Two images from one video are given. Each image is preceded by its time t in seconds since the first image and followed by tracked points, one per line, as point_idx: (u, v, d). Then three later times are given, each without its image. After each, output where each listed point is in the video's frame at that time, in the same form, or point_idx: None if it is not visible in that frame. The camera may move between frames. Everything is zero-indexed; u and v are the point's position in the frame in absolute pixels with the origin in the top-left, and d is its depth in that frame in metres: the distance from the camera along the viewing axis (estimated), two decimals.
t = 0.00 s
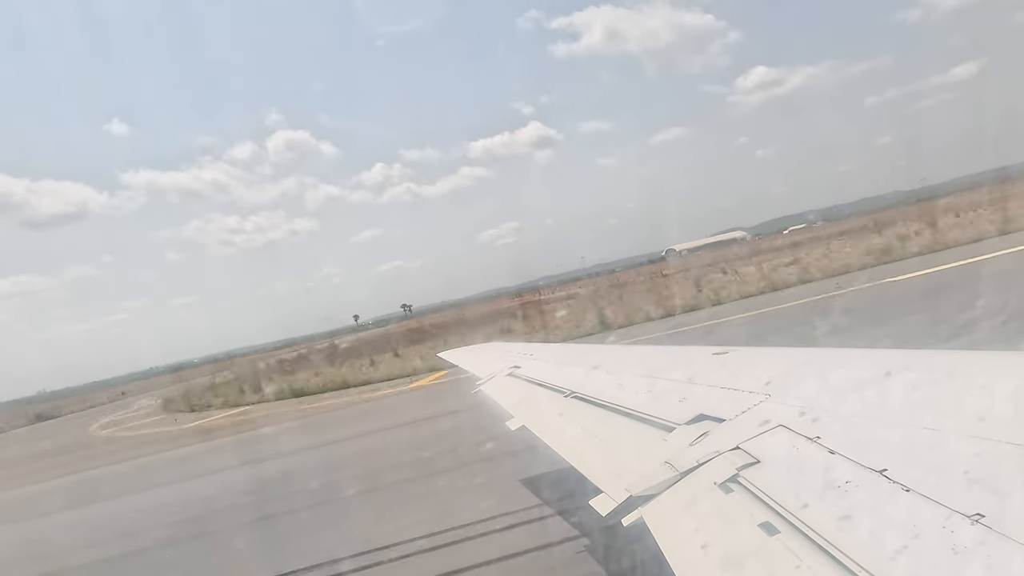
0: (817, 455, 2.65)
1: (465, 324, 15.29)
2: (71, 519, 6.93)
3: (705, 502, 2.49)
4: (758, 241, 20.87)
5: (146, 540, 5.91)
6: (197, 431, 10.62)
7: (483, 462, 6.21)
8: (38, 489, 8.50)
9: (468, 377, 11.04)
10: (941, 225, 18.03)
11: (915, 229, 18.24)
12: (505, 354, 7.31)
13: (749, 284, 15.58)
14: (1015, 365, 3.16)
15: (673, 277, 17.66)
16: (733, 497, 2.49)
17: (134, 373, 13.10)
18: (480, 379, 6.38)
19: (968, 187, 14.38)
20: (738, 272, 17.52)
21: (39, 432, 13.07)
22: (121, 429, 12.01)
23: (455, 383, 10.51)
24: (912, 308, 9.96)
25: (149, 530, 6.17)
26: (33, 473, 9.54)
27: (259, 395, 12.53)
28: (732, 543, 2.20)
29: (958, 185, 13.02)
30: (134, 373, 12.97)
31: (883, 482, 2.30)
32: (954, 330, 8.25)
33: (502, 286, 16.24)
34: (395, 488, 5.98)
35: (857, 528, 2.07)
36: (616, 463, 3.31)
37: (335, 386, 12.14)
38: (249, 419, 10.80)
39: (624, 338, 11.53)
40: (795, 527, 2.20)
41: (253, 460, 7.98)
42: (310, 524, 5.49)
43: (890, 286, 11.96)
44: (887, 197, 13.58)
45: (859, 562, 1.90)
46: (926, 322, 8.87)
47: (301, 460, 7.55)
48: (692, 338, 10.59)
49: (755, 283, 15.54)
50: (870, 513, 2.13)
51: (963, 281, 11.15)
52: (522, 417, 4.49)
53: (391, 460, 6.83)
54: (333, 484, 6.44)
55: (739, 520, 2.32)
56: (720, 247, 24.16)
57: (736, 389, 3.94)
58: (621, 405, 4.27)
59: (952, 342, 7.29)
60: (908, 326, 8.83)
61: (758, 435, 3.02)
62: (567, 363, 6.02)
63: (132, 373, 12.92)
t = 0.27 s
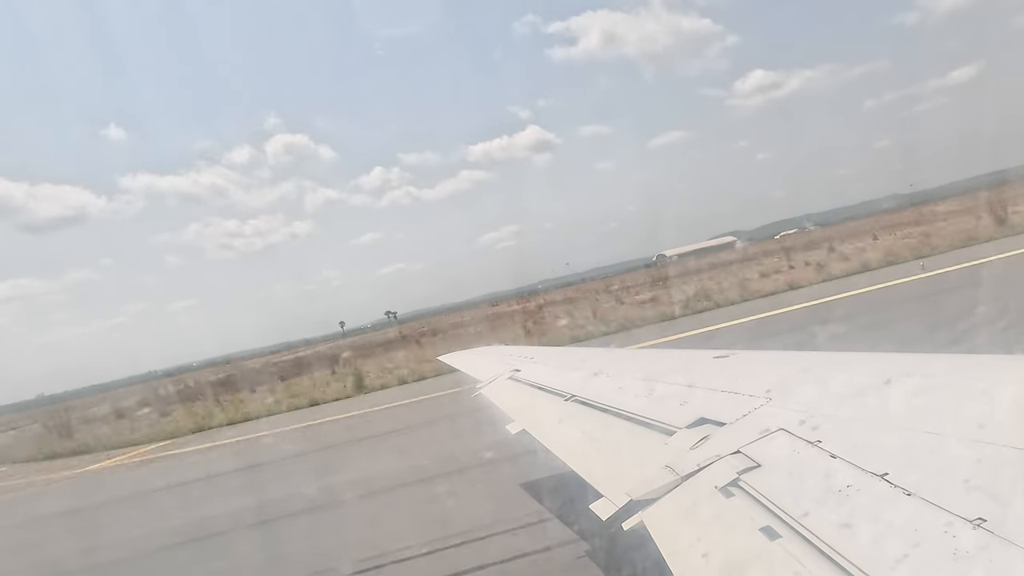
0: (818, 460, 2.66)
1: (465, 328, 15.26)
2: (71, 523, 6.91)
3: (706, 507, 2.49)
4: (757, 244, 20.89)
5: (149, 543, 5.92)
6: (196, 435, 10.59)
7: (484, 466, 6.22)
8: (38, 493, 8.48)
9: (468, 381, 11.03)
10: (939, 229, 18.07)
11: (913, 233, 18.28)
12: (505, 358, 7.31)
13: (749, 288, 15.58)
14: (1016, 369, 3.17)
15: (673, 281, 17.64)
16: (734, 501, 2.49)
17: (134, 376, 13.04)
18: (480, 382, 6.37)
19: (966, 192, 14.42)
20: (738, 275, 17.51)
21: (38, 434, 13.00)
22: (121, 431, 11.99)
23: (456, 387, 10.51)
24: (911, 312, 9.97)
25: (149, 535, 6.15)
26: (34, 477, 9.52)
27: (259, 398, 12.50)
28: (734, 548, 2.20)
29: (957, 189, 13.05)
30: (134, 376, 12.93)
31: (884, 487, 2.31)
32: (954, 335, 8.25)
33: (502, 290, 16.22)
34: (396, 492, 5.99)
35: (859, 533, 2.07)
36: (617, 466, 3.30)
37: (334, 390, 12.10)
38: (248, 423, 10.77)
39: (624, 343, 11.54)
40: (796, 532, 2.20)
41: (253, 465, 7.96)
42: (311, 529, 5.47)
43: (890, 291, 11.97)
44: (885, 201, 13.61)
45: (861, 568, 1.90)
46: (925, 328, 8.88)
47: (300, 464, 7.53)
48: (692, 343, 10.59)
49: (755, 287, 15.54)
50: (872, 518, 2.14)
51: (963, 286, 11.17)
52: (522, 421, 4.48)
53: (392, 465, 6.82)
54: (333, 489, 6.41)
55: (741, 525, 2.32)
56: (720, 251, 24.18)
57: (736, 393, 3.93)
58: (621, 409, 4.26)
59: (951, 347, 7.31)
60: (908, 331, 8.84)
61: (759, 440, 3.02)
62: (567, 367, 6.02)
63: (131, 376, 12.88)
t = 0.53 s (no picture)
0: (819, 463, 2.65)
1: (465, 332, 15.25)
2: (71, 527, 6.90)
3: (706, 510, 2.49)
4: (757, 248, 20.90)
5: (149, 546, 5.92)
6: (196, 439, 10.56)
7: (484, 469, 6.22)
8: (39, 497, 8.47)
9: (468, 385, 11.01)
10: (939, 232, 18.08)
11: (912, 236, 18.30)
12: (505, 361, 7.30)
13: (749, 290, 15.57)
14: (1015, 372, 3.17)
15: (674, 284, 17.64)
16: (733, 504, 2.48)
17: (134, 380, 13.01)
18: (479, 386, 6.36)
19: (964, 195, 14.45)
20: (738, 278, 17.51)
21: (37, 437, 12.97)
22: (121, 434, 11.98)
23: (456, 391, 10.50)
24: (911, 316, 9.96)
25: (148, 539, 6.12)
26: (34, 481, 9.51)
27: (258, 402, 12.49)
28: (734, 551, 2.19)
29: (955, 192, 13.08)
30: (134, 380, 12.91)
31: (884, 489, 2.30)
32: (954, 339, 8.24)
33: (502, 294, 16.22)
34: (397, 495, 5.99)
35: (859, 536, 2.06)
36: (616, 470, 3.29)
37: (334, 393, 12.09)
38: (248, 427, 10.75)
39: (625, 346, 11.54)
40: (795, 535, 2.19)
41: (252, 469, 7.94)
42: (310, 533, 5.45)
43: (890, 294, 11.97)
44: (884, 204, 13.64)
45: (861, 571, 1.89)
46: (926, 332, 8.86)
47: (300, 468, 7.50)
48: (691, 346, 10.58)
49: (755, 290, 15.54)
50: (872, 521, 2.13)
51: (963, 289, 11.16)
52: (522, 424, 4.47)
53: (392, 469, 6.80)
54: (332, 493, 6.39)
55: (741, 528, 2.31)
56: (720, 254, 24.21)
57: (736, 396, 3.92)
58: (621, 412, 4.25)
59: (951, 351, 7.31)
60: (908, 335, 8.82)
61: (759, 443, 3.01)
62: (567, 370, 6.01)
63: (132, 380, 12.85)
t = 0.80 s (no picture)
0: (819, 465, 2.67)
1: (467, 334, 15.24)
2: (74, 529, 6.90)
3: (707, 512, 2.50)
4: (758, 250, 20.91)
5: (152, 548, 5.93)
6: (198, 441, 10.56)
7: (487, 472, 6.24)
8: (41, 499, 8.47)
9: (470, 387, 11.01)
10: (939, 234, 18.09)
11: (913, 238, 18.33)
12: (506, 363, 7.31)
13: (751, 293, 15.56)
14: (1016, 375, 3.19)
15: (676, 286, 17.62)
16: (735, 506, 2.49)
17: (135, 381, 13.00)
18: (480, 387, 6.37)
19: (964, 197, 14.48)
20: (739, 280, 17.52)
21: (39, 438, 12.96)
22: (123, 435, 11.97)
23: (458, 393, 10.51)
24: (913, 319, 9.97)
25: (150, 541, 6.12)
26: (36, 483, 9.51)
27: (260, 404, 12.49)
28: (735, 554, 2.20)
29: (955, 195, 13.10)
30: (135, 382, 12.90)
31: (886, 491, 2.31)
32: (956, 343, 8.25)
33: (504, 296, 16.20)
34: (399, 497, 6.00)
35: (859, 537, 2.08)
36: (618, 472, 3.30)
37: (336, 395, 12.07)
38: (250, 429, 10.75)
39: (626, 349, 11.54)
40: (797, 537, 2.20)
41: (254, 471, 7.94)
42: (313, 536, 5.45)
43: (891, 297, 11.98)
44: (884, 206, 13.66)
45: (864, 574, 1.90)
46: (928, 335, 8.85)
47: (302, 471, 7.51)
48: (693, 348, 10.58)
49: (756, 292, 15.54)
50: (873, 523, 2.14)
51: (965, 292, 11.15)
52: (523, 426, 4.48)
53: (394, 472, 6.79)
54: (334, 496, 6.39)
55: (742, 530, 2.32)
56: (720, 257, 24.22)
57: (737, 398, 3.93)
58: (622, 414, 4.26)
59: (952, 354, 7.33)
60: (910, 339, 8.82)
61: (760, 444, 3.02)
62: (568, 371, 6.01)
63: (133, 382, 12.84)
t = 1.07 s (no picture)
0: (821, 467, 2.67)
1: (469, 336, 15.23)
2: (76, 531, 6.89)
3: (710, 515, 2.49)
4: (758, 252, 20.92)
5: (154, 550, 5.92)
6: (199, 443, 10.54)
7: (488, 474, 6.23)
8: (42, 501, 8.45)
9: (471, 390, 11.01)
10: (940, 237, 18.11)
11: (913, 241, 18.36)
12: (507, 365, 7.30)
13: (753, 295, 15.56)
14: (1017, 377, 3.19)
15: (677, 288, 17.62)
16: (737, 509, 2.49)
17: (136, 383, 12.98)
18: (481, 389, 6.36)
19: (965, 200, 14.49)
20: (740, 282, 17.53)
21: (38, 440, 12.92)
22: (124, 437, 11.95)
23: (459, 395, 10.50)
24: (914, 321, 9.96)
25: (151, 544, 6.11)
26: (37, 485, 9.49)
27: (261, 406, 12.48)
28: (738, 557, 2.20)
29: (955, 197, 13.12)
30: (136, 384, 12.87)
31: (889, 494, 2.31)
32: (958, 345, 8.24)
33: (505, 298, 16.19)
34: (401, 499, 5.99)
35: (863, 540, 2.08)
36: (619, 473, 3.29)
37: (338, 397, 12.06)
38: (251, 431, 10.74)
39: (627, 351, 11.54)
40: (800, 540, 2.19)
41: (256, 473, 7.93)
42: (315, 538, 5.44)
43: (892, 299, 11.98)
44: (884, 208, 13.67)
45: None
46: (930, 337, 8.85)
47: (304, 473, 7.49)
48: (695, 350, 10.57)
49: (757, 294, 15.54)
50: (877, 525, 2.14)
51: (966, 295, 11.15)
52: (524, 428, 4.47)
53: (395, 474, 6.78)
54: (336, 498, 6.38)
55: (744, 533, 2.32)
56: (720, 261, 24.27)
57: (738, 400, 3.93)
58: (623, 416, 4.26)
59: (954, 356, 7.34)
60: (912, 341, 8.81)
61: (762, 446, 3.02)
62: (569, 373, 6.01)
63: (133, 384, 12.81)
